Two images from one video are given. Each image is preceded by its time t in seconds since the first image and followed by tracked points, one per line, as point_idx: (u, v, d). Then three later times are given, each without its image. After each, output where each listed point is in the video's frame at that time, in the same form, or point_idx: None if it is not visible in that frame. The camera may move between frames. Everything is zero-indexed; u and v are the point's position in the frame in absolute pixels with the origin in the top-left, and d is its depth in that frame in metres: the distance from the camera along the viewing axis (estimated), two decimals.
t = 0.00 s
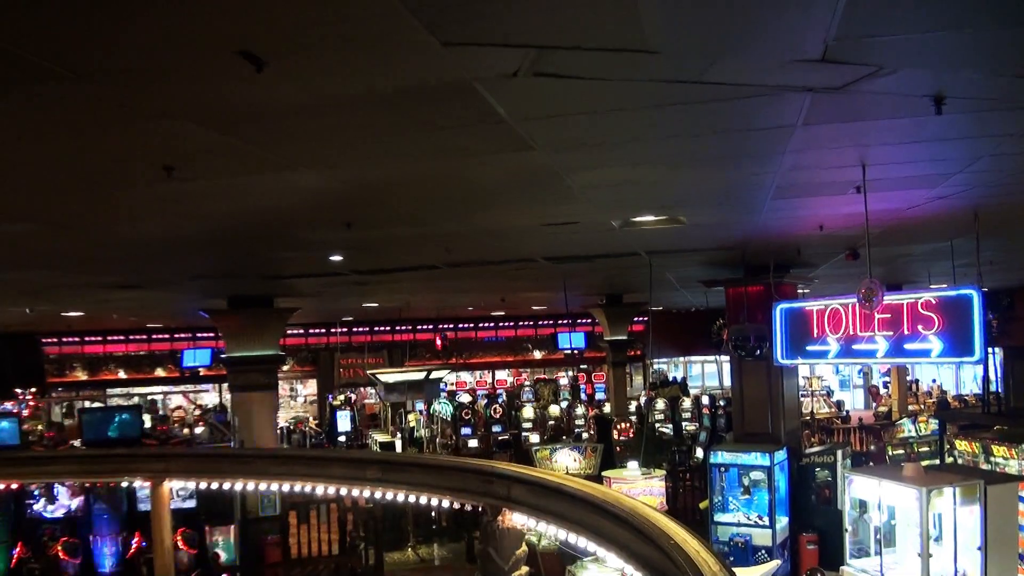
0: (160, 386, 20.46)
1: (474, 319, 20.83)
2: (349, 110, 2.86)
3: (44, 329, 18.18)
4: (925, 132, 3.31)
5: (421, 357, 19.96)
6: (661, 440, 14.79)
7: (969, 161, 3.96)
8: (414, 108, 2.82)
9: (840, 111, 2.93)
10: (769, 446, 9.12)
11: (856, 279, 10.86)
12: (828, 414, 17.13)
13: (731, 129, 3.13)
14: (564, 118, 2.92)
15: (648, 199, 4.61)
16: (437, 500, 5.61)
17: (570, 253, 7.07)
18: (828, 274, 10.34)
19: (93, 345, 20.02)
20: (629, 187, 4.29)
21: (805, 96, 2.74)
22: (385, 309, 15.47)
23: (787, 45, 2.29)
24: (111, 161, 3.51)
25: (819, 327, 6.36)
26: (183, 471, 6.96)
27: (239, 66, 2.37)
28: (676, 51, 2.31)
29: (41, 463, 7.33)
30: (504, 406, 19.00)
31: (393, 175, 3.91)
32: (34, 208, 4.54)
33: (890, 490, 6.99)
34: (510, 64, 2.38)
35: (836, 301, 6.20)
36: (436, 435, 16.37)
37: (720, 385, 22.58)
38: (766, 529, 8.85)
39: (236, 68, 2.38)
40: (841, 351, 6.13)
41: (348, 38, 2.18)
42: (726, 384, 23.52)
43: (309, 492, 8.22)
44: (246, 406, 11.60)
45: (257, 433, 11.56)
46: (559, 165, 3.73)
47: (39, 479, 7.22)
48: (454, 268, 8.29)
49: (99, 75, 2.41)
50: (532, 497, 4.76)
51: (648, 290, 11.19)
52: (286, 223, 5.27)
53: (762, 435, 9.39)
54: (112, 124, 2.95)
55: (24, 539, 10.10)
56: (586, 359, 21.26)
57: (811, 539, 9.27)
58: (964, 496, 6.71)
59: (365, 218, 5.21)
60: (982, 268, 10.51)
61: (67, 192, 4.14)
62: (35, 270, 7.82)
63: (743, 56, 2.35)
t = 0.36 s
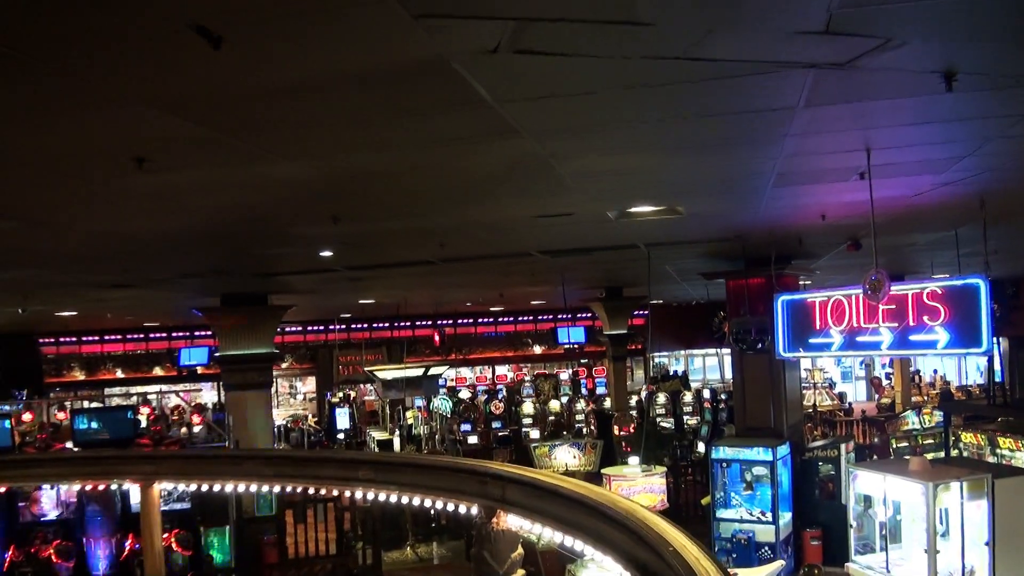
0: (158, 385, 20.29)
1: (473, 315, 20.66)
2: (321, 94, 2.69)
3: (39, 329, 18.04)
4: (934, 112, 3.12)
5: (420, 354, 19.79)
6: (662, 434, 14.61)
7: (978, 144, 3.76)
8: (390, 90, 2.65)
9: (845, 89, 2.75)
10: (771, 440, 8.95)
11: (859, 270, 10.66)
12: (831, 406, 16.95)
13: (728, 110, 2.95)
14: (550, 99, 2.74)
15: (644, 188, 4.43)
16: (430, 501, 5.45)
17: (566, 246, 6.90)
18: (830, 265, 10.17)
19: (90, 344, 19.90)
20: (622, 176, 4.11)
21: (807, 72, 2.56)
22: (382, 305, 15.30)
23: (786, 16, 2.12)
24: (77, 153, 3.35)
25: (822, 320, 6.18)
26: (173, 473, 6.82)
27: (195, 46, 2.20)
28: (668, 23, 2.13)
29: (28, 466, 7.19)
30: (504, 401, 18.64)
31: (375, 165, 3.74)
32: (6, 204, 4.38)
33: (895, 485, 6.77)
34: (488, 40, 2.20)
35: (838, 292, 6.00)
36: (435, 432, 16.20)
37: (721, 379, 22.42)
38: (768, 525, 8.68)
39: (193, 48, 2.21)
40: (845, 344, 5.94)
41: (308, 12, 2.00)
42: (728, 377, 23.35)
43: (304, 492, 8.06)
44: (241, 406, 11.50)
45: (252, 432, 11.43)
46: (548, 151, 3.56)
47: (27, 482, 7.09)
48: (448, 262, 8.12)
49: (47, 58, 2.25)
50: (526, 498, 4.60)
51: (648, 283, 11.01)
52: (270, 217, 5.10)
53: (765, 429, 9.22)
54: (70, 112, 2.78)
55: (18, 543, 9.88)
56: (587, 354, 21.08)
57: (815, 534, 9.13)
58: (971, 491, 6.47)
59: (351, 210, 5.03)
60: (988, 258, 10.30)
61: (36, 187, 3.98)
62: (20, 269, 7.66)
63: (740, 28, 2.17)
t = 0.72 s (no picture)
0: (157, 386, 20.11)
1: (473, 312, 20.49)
2: (294, 79, 2.53)
3: (36, 330, 17.88)
4: (946, 92, 2.93)
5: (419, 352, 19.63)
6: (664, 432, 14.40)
7: (991, 130, 3.56)
8: (365, 72, 2.48)
9: (852, 66, 2.57)
10: (774, 438, 8.76)
11: (863, 263, 10.48)
12: (835, 402, 16.77)
13: (728, 92, 2.78)
14: (536, 78, 2.57)
15: (641, 179, 4.25)
16: (423, 504, 5.29)
17: (563, 241, 6.73)
18: (834, 259, 9.99)
19: (88, 345, 19.95)
20: (618, 165, 3.93)
21: (812, 48, 2.39)
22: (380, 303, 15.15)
23: None
24: (45, 146, 3.19)
25: (827, 315, 6.00)
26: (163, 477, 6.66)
27: (150, 25, 2.04)
28: None
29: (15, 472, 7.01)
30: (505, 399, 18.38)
31: (357, 155, 3.58)
32: None
33: (902, 483, 6.58)
34: (467, 14, 2.04)
35: (843, 286, 5.82)
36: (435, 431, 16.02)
37: (723, 375, 22.25)
38: (772, 523, 8.53)
39: (147, 26, 2.04)
40: (850, 339, 5.75)
41: None
42: (730, 373, 23.17)
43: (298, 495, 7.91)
44: (236, 406, 11.37)
45: (248, 433, 11.31)
46: (539, 139, 3.39)
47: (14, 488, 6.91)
48: (444, 259, 7.96)
49: None
50: (520, 502, 4.44)
51: (648, 278, 10.84)
52: (255, 211, 4.94)
53: (768, 426, 9.05)
54: (29, 101, 2.62)
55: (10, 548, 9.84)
56: (588, 351, 20.91)
57: (820, 533, 8.95)
58: (980, 488, 6.29)
59: (338, 203, 4.86)
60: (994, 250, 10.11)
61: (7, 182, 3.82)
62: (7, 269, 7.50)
63: None
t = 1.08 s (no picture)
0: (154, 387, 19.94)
1: (471, 313, 20.33)
2: (264, 62, 2.38)
3: (30, 331, 17.73)
4: (957, 79, 2.77)
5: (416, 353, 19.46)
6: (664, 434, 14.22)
7: (1003, 124, 3.39)
8: (338, 53, 2.32)
9: (859, 49, 2.42)
10: (776, 441, 8.58)
11: (864, 263, 10.33)
12: (836, 404, 16.61)
13: (728, 77, 2.63)
14: (521, 60, 2.42)
15: (636, 173, 4.09)
16: (412, 510, 5.13)
17: (559, 240, 6.58)
18: (837, 259, 9.81)
19: (84, 347, 19.83)
20: (611, 158, 3.78)
21: (819, 27, 2.23)
22: (377, 303, 14.99)
23: None
24: (8, 136, 3.04)
25: (829, 315, 5.83)
26: (151, 480, 6.49)
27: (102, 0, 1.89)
28: None
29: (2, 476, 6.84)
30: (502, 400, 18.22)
31: (339, 146, 3.42)
32: None
33: (905, 487, 6.38)
34: None
35: (845, 286, 5.64)
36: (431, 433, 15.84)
37: (724, 376, 22.05)
38: (773, 528, 8.34)
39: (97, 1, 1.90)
40: (853, 340, 5.59)
41: None
42: (730, 375, 23.01)
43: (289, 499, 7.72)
44: (229, 407, 11.23)
45: (242, 436, 11.16)
46: (528, 129, 3.24)
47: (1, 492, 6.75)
48: (438, 259, 7.82)
49: None
50: (511, 510, 4.27)
51: (648, 278, 10.69)
52: (239, 206, 4.79)
53: (769, 429, 8.88)
54: None
55: None
56: (587, 352, 20.76)
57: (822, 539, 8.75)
58: (985, 493, 6.09)
59: (324, 198, 4.71)
60: (997, 251, 9.96)
61: None
62: None
63: None
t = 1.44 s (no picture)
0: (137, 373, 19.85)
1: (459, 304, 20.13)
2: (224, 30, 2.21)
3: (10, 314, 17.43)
4: (965, 65, 2.60)
5: (402, 344, 19.26)
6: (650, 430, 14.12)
7: (1009, 119, 3.23)
8: (301, 21, 2.16)
9: (863, 28, 2.25)
10: (763, 439, 8.46)
11: (856, 261, 10.21)
12: (823, 402, 16.56)
13: (721, 56, 2.46)
14: (500, 33, 2.26)
15: (625, 162, 3.92)
16: (389, 506, 4.96)
17: (546, 231, 6.40)
18: (827, 256, 9.70)
19: (66, 331, 19.23)
20: (599, 145, 3.62)
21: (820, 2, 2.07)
22: (362, 292, 14.78)
23: None
24: None
25: (820, 313, 5.70)
26: (123, 470, 6.29)
27: None
28: None
29: None
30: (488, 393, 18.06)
31: (312, 125, 3.25)
32: None
33: (894, 489, 6.26)
34: None
35: (838, 284, 5.51)
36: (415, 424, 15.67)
37: (711, 373, 21.97)
38: (758, 528, 8.24)
39: None
40: (844, 339, 5.45)
41: None
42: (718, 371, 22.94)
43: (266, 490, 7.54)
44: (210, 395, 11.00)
45: (220, 423, 10.89)
46: (511, 111, 3.08)
47: None
48: (422, 248, 7.64)
49: None
50: (488, 508, 4.10)
51: (637, 272, 10.54)
52: (212, 188, 4.60)
53: (755, 427, 8.76)
54: None
55: None
56: (575, 345, 20.62)
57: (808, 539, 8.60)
58: (976, 499, 5.91)
59: (301, 182, 4.53)
60: (990, 252, 9.85)
61: None
62: None
63: None
